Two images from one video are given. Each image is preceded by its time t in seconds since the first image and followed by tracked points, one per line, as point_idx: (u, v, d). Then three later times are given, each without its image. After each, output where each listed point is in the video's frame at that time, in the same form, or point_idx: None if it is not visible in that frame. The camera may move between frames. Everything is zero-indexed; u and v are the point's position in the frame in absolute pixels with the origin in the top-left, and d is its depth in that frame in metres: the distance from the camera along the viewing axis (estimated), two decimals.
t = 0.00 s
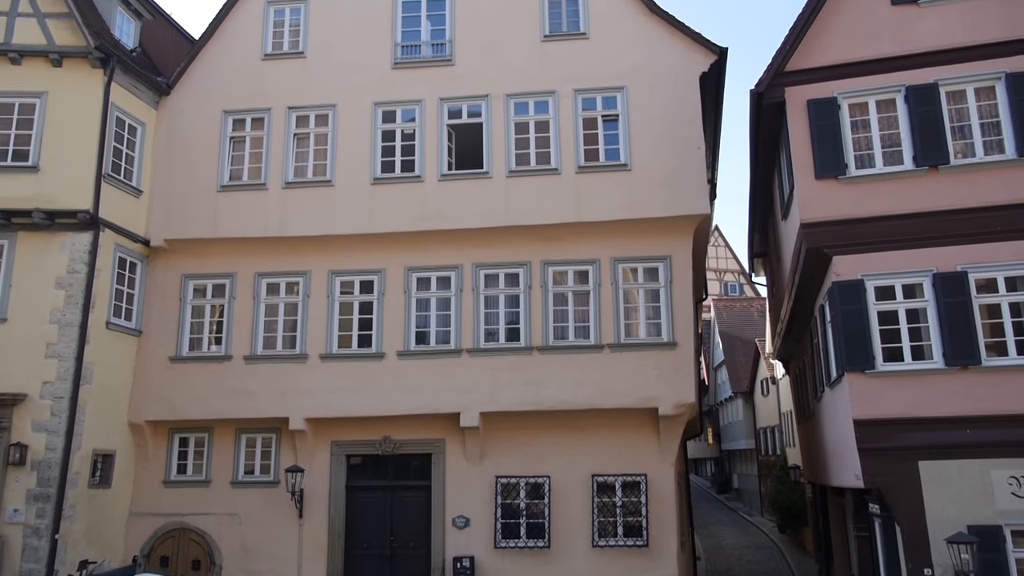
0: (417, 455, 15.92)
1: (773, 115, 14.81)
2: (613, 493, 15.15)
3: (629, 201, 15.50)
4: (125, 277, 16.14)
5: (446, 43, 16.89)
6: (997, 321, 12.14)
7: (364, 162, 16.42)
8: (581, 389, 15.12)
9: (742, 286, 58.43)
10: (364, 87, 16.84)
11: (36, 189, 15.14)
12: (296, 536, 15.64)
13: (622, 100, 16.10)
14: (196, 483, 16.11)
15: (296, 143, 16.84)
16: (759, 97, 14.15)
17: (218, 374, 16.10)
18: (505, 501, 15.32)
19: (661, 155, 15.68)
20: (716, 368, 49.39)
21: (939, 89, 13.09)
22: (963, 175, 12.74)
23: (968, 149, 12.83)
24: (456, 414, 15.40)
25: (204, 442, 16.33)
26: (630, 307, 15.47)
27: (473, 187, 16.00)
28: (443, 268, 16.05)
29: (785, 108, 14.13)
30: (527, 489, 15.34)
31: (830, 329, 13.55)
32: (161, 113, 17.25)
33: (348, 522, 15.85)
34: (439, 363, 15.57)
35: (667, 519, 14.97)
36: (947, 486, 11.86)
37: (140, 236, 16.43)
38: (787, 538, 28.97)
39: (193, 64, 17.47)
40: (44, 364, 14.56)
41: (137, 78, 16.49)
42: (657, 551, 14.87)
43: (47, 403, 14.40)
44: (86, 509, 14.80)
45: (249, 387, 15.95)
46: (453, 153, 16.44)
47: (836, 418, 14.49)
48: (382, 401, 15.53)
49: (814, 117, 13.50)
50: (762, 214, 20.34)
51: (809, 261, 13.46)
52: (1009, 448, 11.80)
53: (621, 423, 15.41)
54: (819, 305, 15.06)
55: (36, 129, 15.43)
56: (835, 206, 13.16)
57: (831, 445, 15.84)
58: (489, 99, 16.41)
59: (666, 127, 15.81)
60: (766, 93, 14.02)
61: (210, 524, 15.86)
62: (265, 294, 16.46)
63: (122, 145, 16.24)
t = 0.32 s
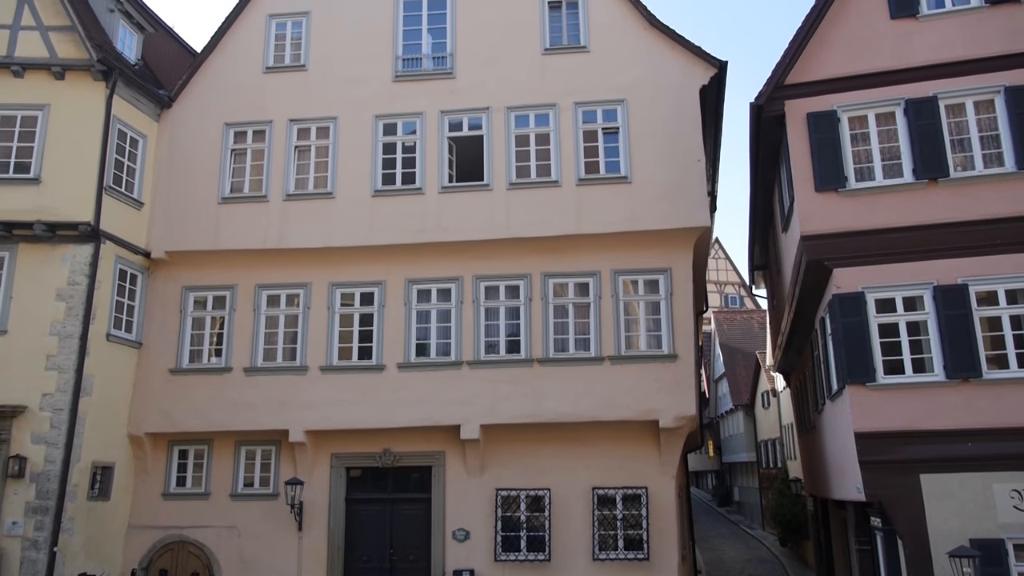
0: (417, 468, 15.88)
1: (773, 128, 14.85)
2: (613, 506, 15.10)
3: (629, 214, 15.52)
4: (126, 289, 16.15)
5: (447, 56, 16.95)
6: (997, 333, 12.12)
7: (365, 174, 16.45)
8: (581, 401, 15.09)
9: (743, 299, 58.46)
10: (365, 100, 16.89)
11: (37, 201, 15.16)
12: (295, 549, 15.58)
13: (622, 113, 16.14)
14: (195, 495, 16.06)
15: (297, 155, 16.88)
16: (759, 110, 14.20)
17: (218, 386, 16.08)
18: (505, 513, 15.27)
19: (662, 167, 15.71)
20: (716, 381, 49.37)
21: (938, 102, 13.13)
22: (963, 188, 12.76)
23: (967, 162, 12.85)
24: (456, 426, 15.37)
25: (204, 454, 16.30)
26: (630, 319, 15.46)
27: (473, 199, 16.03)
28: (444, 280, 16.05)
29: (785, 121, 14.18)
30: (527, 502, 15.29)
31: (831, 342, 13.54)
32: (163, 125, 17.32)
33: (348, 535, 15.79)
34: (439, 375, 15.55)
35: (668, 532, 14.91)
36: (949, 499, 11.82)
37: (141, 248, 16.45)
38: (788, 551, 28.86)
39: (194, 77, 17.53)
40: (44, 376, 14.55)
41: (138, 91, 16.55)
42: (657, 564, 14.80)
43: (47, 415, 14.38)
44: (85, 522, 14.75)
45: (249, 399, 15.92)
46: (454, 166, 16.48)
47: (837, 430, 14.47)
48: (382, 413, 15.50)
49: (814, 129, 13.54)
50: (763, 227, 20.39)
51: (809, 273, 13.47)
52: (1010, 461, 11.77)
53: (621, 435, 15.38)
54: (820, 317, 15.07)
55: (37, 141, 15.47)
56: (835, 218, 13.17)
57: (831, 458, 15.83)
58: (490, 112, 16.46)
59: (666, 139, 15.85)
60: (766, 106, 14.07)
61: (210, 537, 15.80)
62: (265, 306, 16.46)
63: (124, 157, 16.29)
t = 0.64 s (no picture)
0: (415, 477, 15.85)
1: (773, 139, 14.89)
2: (613, 516, 15.06)
3: (628, 224, 15.54)
4: (125, 298, 16.15)
5: (447, 66, 17.00)
6: (997, 343, 12.12)
7: (365, 184, 16.48)
8: (580, 411, 15.07)
9: (743, 309, 58.48)
10: (365, 110, 16.93)
11: (37, 210, 15.18)
12: (294, 559, 15.53)
13: (621, 123, 16.18)
14: (193, 505, 16.01)
15: (297, 165, 16.90)
16: (758, 120, 14.22)
17: (217, 395, 16.06)
18: (504, 523, 15.23)
19: (661, 177, 15.73)
20: (716, 390, 49.31)
21: (937, 112, 13.17)
22: (962, 198, 12.78)
23: (966, 172, 12.87)
24: (455, 436, 15.35)
25: (202, 464, 16.27)
26: (630, 329, 15.45)
27: (473, 209, 16.05)
28: (443, 289, 16.05)
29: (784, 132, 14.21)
30: (526, 512, 15.25)
31: (831, 352, 13.54)
32: (163, 135, 17.36)
33: (347, 545, 15.75)
34: (438, 385, 15.53)
35: (668, 542, 14.86)
36: (950, 509, 11.79)
37: (141, 258, 16.47)
38: (788, 562, 28.77)
39: (195, 87, 17.58)
40: (42, 385, 14.53)
41: (139, 100, 16.59)
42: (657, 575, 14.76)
43: (45, 424, 14.36)
44: (83, 532, 14.71)
45: (248, 409, 15.90)
46: (454, 176, 16.51)
47: (837, 441, 14.45)
48: (381, 423, 15.48)
49: (813, 140, 13.57)
50: (762, 237, 20.43)
51: (809, 283, 13.48)
52: (1011, 471, 11.74)
53: (621, 445, 15.35)
54: (819, 327, 15.08)
55: (38, 151, 15.51)
56: (834, 228, 13.18)
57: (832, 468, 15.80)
58: (490, 122, 16.50)
59: (666, 149, 15.88)
60: (765, 117, 14.07)
61: (208, 547, 15.75)
62: (265, 315, 16.45)
63: (124, 167, 16.32)
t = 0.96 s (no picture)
0: (415, 486, 15.81)
1: (772, 147, 14.91)
2: (613, 525, 15.02)
3: (628, 232, 15.54)
4: (124, 306, 16.15)
5: (447, 75, 17.04)
6: (997, 352, 12.11)
7: (365, 192, 16.49)
8: (580, 419, 15.05)
9: (743, 317, 58.48)
10: (365, 118, 16.96)
11: (37, 218, 15.19)
12: (292, 568, 15.48)
13: (621, 131, 16.20)
14: (192, 514, 15.97)
15: (297, 173, 16.92)
16: (757, 129, 14.23)
17: (217, 403, 16.04)
18: (504, 532, 15.19)
19: (660, 185, 15.75)
20: (716, 398, 49.28)
21: (936, 121, 13.19)
22: (961, 206, 12.79)
23: (965, 181, 12.89)
24: (455, 444, 15.32)
25: (201, 473, 16.23)
26: (630, 337, 15.44)
27: (473, 217, 16.06)
28: (443, 297, 16.05)
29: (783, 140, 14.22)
30: (526, 520, 15.21)
31: (831, 360, 13.53)
32: (163, 143, 17.38)
33: (346, 553, 15.70)
34: (438, 393, 15.52)
35: (668, 551, 14.81)
36: (951, 518, 11.76)
37: (141, 266, 16.47)
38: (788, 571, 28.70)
39: (195, 96, 17.61)
40: (41, 393, 14.51)
41: (139, 109, 16.63)
42: None
43: (44, 433, 14.34)
44: (81, 541, 14.67)
45: (247, 417, 15.88)
46: (453, 184, 16.51)
47: (837, 449, 14.43)
48: (380, 431, 15.45)
49: (812, 148, 13.60)
50: (761, 245, 20.46)
51: (809, 292, 13.47)
52: (1012, 479, 11.72)
53: (621, 453, 15.33)
54: (819, 335, 15.08)
55: (39, 159, 15.53)
56: (834, 237, 13.19)
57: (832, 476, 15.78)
58: (489, 130, 16.53)
59: (665, 158, 15.90)
60: (764, 125, 14.08)
61: (207, 556, 15.71)
62: (264, 323, 16.45)
63: (124, 175, 16.34)
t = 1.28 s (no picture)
0: (414, 495, 15.77)
1: (772, 156, 14.93)
2: (613, 534, 14.98)
3: (628, 240, 15.55)
4: (124, 314, 16.14)
5: (447, 84, 17.08)
6: (997, 360, 12.09)
7: (365, 201, 16.51)
8: (580, 428, 15.03)
9: (743, 325, 58.46)
10: (365, 126, 16.99)
11: (37, 226, 15.20)
12: None
13: (620, 140, 16.23)
14: (191, 523, 15.92)
15: (297, 182, 16.94)
16: (756, 137, 14.25)
17: (217, 412, 16.02)
18: (503, 541, 15.14)
19: (660, 193, 15.76)
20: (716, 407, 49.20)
21: (935, 130, 13.21)
22: (960, 214, 12.80)
23: (964, 190, 12.89)
24: (454, 453, 15.29)
25: (200, 481, 16.19)
26: (630, 346, 15.42)
27: (473, 225, 16.07)
28: (443, 305, 16.04)
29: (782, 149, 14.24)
30: (526, 529, 15.18)
31: (831, 368, 13.51)
32: (163, 151, 17.41)
33: (345, 562, 15.65)
34: (437, 401, 15.50)
35: (668, 561, 14.76)
36: (952, 527, 11.73)
37: (141, 274, 16.47)
38: None
39: (195, 104, 17.64)
40: (41, 401, 14.49)
41: (140, 117, 16.67)
42: None
43: (43, 441, 14.31)
44: (79, 550, 14.62)
45: (247, 425, 15.85)
46: (453, 193, 16.53)
47: (838, 458, 14.39)
48: (380, 439, 15.43)
49: (811, 157, 13.62)
50: (761, 253, 20.46)
51: (809, 300, 13.45)
52: (1013, 489, 11.69)
53: (621, 462, 15.30)
54: (819, 343, 15.06)
55: (39, 167, 15.55)
56: (833, 245, 13.20)
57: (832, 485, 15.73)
58: (489, 139, 16.56)
59: (665, 166, 15.92)
60: (764, 134, 14.08)
61: (205, 565, 15.65)
62: (264, 331, 16.44)
63: (125, 183, 16.36)
